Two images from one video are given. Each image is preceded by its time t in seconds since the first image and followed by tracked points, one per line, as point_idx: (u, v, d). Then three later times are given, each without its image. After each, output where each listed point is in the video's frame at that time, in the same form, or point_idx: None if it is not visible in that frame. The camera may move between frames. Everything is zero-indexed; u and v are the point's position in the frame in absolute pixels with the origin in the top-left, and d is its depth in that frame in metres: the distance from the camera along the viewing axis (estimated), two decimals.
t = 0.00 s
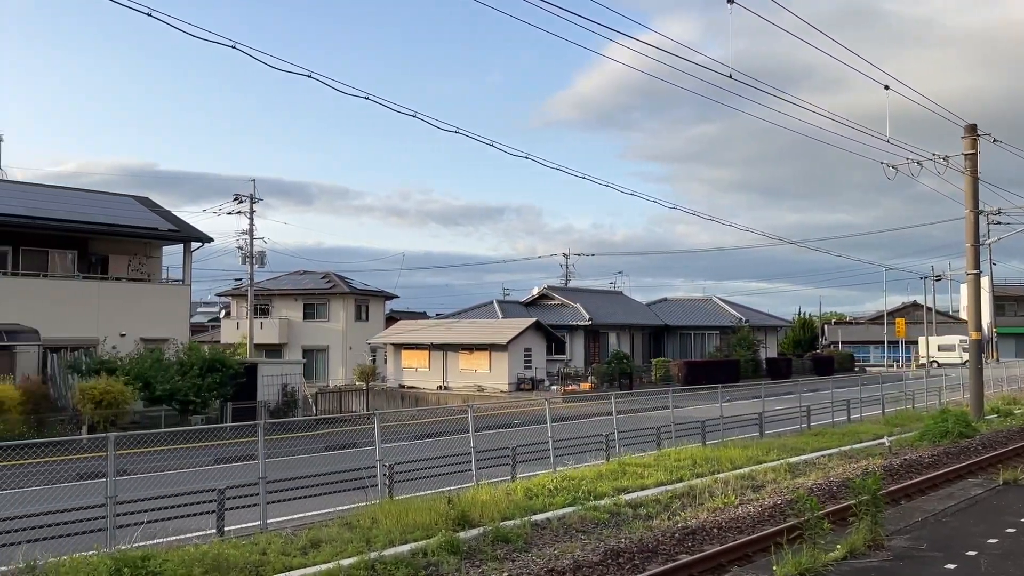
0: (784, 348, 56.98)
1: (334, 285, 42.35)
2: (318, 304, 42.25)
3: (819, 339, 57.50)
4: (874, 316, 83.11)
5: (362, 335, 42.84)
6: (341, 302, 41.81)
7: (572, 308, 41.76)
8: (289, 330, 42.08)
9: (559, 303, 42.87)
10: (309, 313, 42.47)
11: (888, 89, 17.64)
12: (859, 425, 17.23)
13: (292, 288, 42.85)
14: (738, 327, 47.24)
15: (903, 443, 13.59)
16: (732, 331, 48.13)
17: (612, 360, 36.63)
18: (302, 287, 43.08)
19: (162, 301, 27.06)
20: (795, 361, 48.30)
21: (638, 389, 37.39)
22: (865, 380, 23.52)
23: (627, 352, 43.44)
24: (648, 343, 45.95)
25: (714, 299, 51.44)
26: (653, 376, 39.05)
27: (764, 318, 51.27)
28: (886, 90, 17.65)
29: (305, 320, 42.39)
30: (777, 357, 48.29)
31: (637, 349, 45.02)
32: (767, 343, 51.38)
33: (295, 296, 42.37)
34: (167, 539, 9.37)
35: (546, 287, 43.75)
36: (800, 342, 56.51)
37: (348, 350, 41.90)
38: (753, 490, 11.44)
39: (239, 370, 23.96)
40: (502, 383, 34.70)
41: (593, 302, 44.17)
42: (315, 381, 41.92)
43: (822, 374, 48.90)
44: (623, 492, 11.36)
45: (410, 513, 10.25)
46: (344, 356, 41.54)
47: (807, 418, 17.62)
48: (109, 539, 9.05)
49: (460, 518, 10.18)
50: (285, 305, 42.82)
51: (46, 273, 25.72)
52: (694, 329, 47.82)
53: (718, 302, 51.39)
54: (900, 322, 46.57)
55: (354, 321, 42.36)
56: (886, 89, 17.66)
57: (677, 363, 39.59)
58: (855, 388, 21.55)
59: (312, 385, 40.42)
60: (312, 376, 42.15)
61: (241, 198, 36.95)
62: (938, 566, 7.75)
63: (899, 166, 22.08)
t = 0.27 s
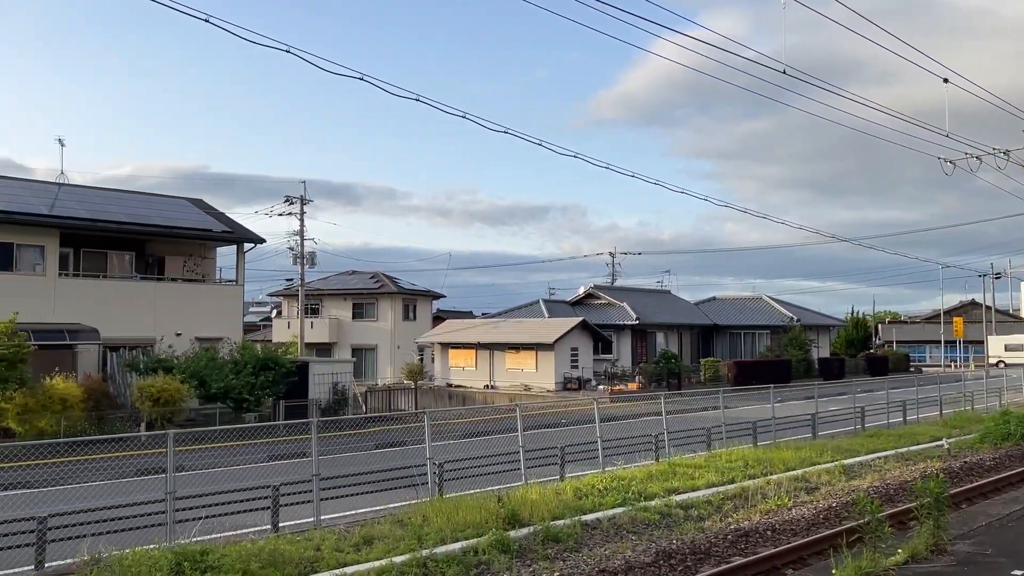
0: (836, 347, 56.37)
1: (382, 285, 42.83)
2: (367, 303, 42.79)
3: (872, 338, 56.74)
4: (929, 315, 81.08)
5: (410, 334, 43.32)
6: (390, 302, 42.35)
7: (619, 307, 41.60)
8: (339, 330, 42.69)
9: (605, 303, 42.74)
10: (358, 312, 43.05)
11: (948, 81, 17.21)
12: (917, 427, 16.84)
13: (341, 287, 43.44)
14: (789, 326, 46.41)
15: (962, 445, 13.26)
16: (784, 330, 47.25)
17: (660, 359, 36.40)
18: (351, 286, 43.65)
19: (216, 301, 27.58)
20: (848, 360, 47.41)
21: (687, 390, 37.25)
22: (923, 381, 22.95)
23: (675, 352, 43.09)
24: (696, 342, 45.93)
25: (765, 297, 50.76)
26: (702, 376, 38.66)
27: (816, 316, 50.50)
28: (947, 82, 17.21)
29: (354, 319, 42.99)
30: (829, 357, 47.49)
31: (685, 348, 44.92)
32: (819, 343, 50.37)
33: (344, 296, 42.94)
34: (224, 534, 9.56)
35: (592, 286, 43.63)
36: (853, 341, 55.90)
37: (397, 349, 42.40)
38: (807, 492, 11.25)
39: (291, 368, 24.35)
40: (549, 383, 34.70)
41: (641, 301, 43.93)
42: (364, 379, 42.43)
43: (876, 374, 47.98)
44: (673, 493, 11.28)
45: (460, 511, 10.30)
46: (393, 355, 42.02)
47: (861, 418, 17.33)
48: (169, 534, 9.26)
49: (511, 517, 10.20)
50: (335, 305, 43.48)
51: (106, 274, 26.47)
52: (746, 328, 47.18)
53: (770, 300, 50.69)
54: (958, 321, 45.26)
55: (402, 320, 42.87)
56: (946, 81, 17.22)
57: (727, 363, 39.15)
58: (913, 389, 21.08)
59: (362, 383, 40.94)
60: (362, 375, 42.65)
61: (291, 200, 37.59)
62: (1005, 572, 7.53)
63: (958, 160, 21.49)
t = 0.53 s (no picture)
0: (889, 346, 55.51)
1: (428, 285, 43.23)
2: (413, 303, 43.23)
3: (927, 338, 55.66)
4: (985, 314, 78.89)
5: (455, 334, 43.52)
6: (436, 301, 42.60)
7: (665, 307, 41.31)
8: (385, 329, 43.28)
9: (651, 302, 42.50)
10: (403, 312, 43.53)
11: (1006, 74, 16.79)
12: (975, 428, 16.43)
13: (388, 287, 43.90)
14: (840, 325, 45.49)
15: None
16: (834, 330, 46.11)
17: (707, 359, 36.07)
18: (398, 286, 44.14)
19: (266, 301, 28.07)
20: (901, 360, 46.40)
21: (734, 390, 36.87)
22: (982, 382, 22.34)
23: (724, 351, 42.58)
24: (744, 342, 45.63)
25: (816, 295, 49.93)
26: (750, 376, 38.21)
27: (868, 315, 49.55)
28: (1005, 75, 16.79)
29: (400, 318, 43.50)
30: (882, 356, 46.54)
31: (733, 348, 44.57)
32: (871, 343, 49.31)
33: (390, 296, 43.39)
34: (277, 530, 9.72)
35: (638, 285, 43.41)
36: (907, 341, 54.91)
37: (442, 349, 42.60)
38: (861, 494, 11.05)
39: (339, 367, 24.72)
40: (594, 382, 34.60)
41: (688, 301, 43.58)
42: (410, 378, 42.79)
43: (931, 374, 46.87)
44: (723, 494, 11.15)
45: (508, 510, 10.31)
46: (439, 355, 42.27)
47: (915, 419, 16.99)
48: (224, 529, 9.45)
49: (559, 517, 10.17)
50: (382, 304, 44.04)
51: (160, 275, 27.11)
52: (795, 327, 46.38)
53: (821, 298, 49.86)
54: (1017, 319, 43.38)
55: (447, 320, 43.07)
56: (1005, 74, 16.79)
57: (776, 363, 38.62)
58: (970, 390, 20.56)
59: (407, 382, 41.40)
60: (409, 374, 43.00)
61: (338, 200, 38.14)
62: None
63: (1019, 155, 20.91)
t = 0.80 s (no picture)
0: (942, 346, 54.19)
1: (471, 284, 43.46)
2: (456, 302, 43.47)
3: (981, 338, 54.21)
4: None
5: (497, 332, 44.00)
6: (478, 300, 43.06)
7: (710, 306, 40.93)
8: (429, 328, 43.55)
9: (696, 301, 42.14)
10: (446, 311, 43.80)
11: None
12: None
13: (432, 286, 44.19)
14: (891, 325, 44.54)
15: None
16: (885, 328, 45.42)
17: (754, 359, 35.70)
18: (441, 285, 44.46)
19: (312, 300, 28.43)
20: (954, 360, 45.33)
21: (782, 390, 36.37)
22: None
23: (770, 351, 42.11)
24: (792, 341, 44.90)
25: (866, 294, 49.04)
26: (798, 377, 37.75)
27: (919, 314, 48.50)
28: None
29: (444, 317, 43.74)
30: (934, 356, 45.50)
31: (780, 347, 43.93)
32: (923, 342, 48.26)
33: (434, 296, 43.69)
34: (326, 526, 9.85)
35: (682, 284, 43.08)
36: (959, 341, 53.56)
37: (485, 347, 43.14)
38: (914, 497, 10.83)
39: (385, 365, 25.01)
40: (638, 382, 34.47)
41: (734, 300, 43.12)
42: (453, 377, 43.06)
43: (986, 375, 45.70)
44: (772, 495, 11.00)
45: (554, 509, 10.28)
46: (481, 353, 42.78)
47: (971, 420, 16.63)
48: (275, 525, 9.60)
49: (605, 516, 10.12)
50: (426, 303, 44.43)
51: (211, 275, 27.64)
52: (845, 326, 45.58)
53: (870, 297, 48.94)
54: None
55: (490, 318, 43.52)
56: None
57: (825, 364, 38.07)
58: None
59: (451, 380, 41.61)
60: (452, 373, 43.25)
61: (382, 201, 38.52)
62: None
63: None
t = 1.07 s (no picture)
0: (995, 346, 52.83)
1: (513, 283, 43.57)
2: (498, 301, 43.65)
3: None
4: None
5: (540, 332, 44.05)
6: (519, 300, 43.15)
7: (756, 306, 40.49)
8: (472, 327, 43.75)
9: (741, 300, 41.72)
10: (489, 310, 43.98)
11: None
12: None
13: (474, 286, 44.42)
14: (942, 324, 43.57)
15: None
16: (937, 327, 44.49)
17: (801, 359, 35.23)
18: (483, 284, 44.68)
19: (357, 300, 28.77)
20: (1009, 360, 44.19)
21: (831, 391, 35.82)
22: None
23: (818, 351, 41.53)
24: (841, 341, 44.11)
25: (916, 292, 48.06)
26: (846, 377, 37.31)
27: (972, 313, 47.39)
28: None
29: (486, 317, 43.84)
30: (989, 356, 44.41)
31: (829, 347, 43.23)
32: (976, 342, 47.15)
33: (475, 295, 43.90)
34: (374, 523, 9.94)
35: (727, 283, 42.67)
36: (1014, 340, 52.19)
37: (527, 347, 43.29)
38: (970, 501, 10.58)
39: (429, 364, 25.23)
40: (682, 382, 34.28)
41: (780, 298, 42.55)
42: (496, 376, 43.11)
43: None
44: (822, 497, 10.83)
45: (600, 509, 10.24)
46: (524, 352, 42.94)
47: None
48: (324, 521, 9.71)
49: (652, 517, 10.06)
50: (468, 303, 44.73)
51: (258, 275, 28.10)
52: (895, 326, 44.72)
53: (921, 295, 47.94)
54: None
55: (532, 318, 43.59)
56: None
57: (874, 364, 37.48)
58: None
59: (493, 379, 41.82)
60: (494, 371, 43.43)
61: (425, 201, 38.85)
62: None
63: None
